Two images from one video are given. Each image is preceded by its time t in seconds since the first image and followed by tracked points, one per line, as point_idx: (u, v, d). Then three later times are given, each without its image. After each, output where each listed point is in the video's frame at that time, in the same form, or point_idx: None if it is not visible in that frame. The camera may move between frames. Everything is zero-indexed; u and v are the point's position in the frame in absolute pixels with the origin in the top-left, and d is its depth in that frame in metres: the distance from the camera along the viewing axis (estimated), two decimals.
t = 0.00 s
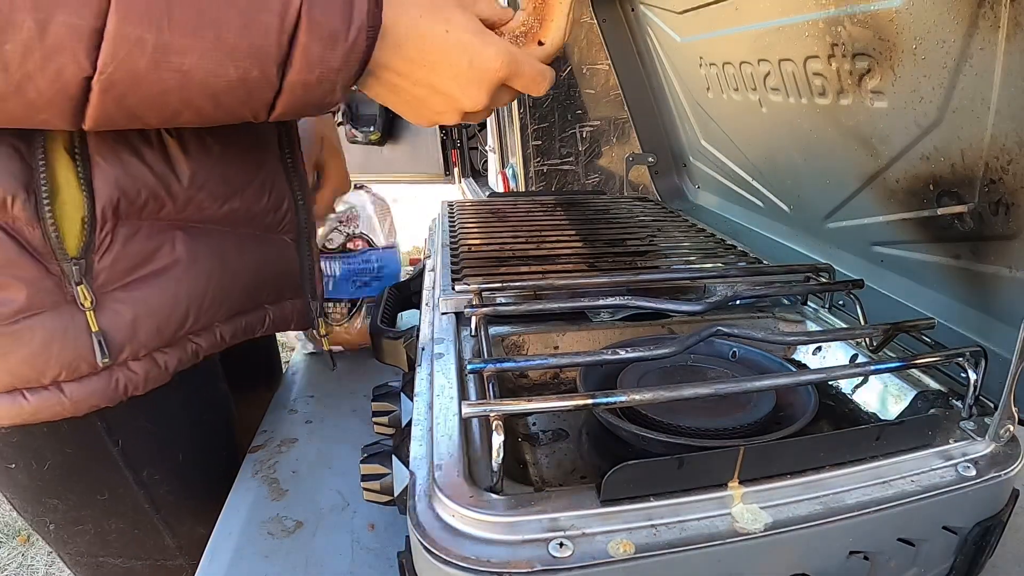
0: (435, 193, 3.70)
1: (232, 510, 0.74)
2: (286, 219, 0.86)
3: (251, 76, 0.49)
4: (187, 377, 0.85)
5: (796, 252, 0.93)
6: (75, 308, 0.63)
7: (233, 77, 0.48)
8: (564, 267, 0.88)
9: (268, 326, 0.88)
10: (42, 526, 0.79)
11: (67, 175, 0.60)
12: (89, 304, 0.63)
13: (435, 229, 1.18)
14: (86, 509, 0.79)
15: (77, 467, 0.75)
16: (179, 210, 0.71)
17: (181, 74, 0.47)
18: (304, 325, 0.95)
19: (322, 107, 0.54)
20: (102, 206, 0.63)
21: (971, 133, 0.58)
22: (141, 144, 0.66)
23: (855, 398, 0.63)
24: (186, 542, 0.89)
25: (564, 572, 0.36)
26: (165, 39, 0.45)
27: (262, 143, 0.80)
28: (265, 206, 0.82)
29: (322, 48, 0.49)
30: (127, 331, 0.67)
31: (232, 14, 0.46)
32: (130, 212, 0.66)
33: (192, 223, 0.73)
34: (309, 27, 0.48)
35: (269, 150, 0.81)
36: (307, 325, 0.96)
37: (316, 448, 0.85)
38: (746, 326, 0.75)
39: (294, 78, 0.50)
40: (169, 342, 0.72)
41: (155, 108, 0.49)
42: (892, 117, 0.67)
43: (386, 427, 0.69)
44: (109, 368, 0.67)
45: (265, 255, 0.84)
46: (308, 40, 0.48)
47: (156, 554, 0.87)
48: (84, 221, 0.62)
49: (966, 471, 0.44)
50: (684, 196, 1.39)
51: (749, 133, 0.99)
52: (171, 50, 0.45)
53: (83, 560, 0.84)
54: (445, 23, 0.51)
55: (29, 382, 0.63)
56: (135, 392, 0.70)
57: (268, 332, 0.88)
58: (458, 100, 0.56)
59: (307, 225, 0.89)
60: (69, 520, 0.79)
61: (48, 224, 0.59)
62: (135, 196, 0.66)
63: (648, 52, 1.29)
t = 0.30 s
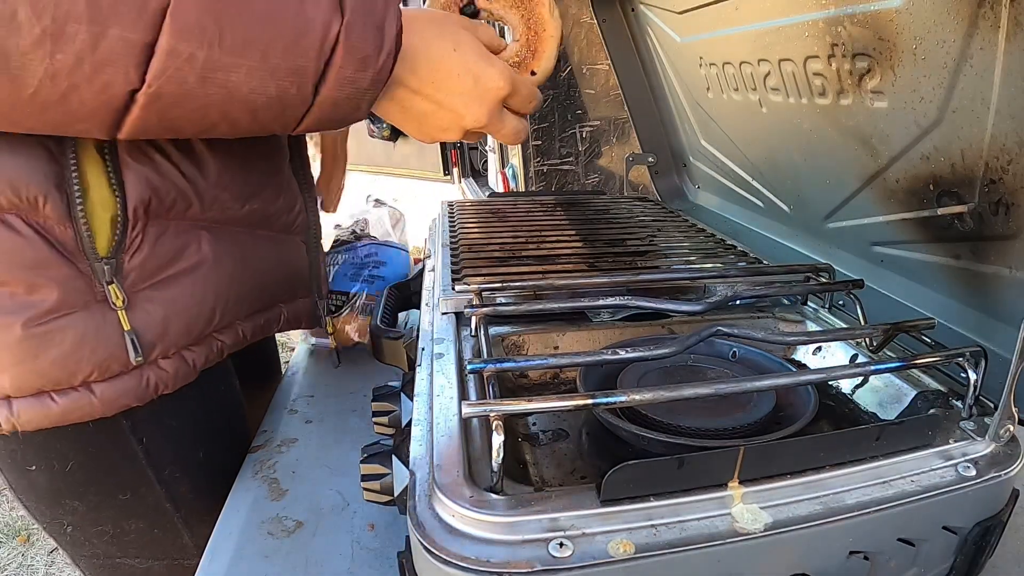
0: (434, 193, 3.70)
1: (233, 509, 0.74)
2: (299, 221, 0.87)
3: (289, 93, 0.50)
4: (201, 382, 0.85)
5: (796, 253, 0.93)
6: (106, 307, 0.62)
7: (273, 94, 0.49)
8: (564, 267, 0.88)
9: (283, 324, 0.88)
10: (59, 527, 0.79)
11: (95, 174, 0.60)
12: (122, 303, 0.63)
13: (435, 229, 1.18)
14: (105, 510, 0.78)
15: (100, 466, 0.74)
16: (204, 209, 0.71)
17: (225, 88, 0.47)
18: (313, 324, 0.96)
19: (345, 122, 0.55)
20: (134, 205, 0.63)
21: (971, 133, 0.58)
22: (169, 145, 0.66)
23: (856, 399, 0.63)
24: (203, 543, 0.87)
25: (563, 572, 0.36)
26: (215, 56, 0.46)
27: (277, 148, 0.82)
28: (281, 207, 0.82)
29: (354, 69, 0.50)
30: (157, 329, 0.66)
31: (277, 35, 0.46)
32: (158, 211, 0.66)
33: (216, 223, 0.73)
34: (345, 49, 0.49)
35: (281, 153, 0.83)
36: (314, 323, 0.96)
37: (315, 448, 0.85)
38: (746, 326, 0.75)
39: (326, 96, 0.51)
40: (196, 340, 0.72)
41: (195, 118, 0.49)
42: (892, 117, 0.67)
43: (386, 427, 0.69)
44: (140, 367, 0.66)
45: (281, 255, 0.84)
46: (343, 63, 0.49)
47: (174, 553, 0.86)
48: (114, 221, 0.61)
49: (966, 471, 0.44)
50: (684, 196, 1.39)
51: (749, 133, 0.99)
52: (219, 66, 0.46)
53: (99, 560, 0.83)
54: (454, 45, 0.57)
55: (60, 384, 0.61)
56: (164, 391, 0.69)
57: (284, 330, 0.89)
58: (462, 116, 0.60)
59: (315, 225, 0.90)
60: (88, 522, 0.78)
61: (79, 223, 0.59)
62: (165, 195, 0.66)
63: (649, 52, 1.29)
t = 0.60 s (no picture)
0: (433, 193, 3.70)
1: (232, 509, 0.74)
2: (304, 212, 0.86)
3: (303, 78, 0.49)
4: (204, 380, 0.85)
5: (796, 252, 0.93)
6: (117, 300, 0.63)
7: (290, 78, 0.49)
8: (564, 267, 0.88)
9: (288, 316, 0.87)
10: (61, 526, 0.78)
11: (102, 168, 0.60)
12: (132, 296, 0.63)
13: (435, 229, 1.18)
14: (108, 508, 0.78)
15: (103, 462, 0.74)
16: (213, 201, 0.71)
17: (245, 72, 0.47)
18: (318, 317, 0.95)
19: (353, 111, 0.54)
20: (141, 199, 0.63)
21: (971, 133, 0.58)
22: (174, 139, 0.66)
23: (856, 398, 0.63)
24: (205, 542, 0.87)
25: (563, 572, 0.36)
26: (238, 39, 0.46)
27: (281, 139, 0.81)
28: (287, 198, 0.82)
29: (362, 55, 0.50)
30: (167, 322, 0.66)
31: (292, 20, 0.47)
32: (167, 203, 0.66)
33: (226, 213, 0.73)
34: (355, 33, 0.49)
35: (286, 146, 0.82)
36: (320, 316, 0.95)
37: (316, 447, 0.85)
38: (746, 326, 0.75)
39: (337, 81, 0.51)
40: (205, 333, 0.72)
41: (211, 105, 0.49)
42: (892, 117, 0.67)
43: (386, 426, 0.68)
44: (151, 359, 0.66)
45: (289, 247, 0.84)
46: (353, 48, 0.49)
47: (175, 552, 0.86)
48: (122, 216, 0.62)
49: (966, 471, 0.44)
50: (684, 196, 1.39)
51: (748, 133, 0.99)
52: (240, 49, 0.46)
53: (101, 560, 0.83)
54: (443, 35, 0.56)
55: (72, 378, 0.61)
56: (174, 383, 0.69)
57: (289, 323, 0.88)
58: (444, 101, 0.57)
59: (318, 219, 0.90)
60: (90, 519, 0.78)
61: (89, 218, 0.59)
62: (172, 189, 0.66)
63: (649, 52, 1.29)
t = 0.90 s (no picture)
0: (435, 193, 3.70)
1: (232, 510, 0.74)
2: (307, 210, 0.83)
3: (272, 73, 0.49)
4: (199, 380, 0.85)
5: (797, 253, 0.93)
6: (95, 300, 0.62)
7: (256, 73, 0.48)
8: (564, 267, 0.88)
9: (290, 318, 0.86)
10: (55, 526, 0.78)
11: (81, 166, 0.59)
12: (109, 295, 0.62)
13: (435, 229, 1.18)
14: (99, 509, 0.78)
15: (95, 463, 0.74)
16: (198, 198, 0.69)
17: (208, 65, 0.46)
18: (327, 319, 0.93)
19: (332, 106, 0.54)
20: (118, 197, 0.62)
21: (971, 133, 0.58)
22: (155, 135, 0.65)
23: (855, 398, 0.63)
24: (198, 543, 0.88)
25: (564, 572, 0.36)
26: (198, 30, 0.45)
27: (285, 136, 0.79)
28: (283, 194, 0.79)
29: (336, 50, 0.50)
30: (147, 323, 0.65)
31: (258, 13, 0.47)
32: (146, 201, 0.65)
33: (212, 210, 0.71)
34: (327, 28, 0.49)
35: (286, 140, 0.79)
36: (330, 318, 0.94)
37: (316, 447, 0.85)
38: (745, 326, 0.75)
39: (308, 77, 0.50)
40: (189, 333, 0.71)
41: (180, 101, 0.48)
42: (892, 117, 0.67)
43: (386, 427, 0.68)
44: (130, 360, 0.66)
45: (286, 246, 0.81)
46: (325, 41, 0.49)
47: (169, 553, 0.86)
48: (101, 214, 0.61)
49: (966, 471, 0.44)
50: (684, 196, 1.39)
51: (749, 133, 0.99)
52: (202, 41, 0.45)
53: (95, 560, 0.83)
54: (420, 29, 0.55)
55: (51, 377, 0.61)
56: (156, 383, 0.69)
57: (290, 324, 0.86)
58: (417, 101, 0.58)
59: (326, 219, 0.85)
60: (83, 520, 0.78)
61: (65, 216, 0.58)
62: (151, 186, 0.65)
63: (649, 52, 1.29)
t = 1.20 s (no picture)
0: (435, 193, 3.71)
1: (232, 509, 0.74)
2: (309, 207, 0.83)
3: (279, 83, 0.49)
4: (203, 381, 0.85)
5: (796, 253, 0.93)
6: (104, 297, 0.62)
7: (264, 83, 0.48)
8: (564, 267, 0.88)
9: (293, 313, 0.86)
10: (58, 520, 0.79)
11: (90, 165, 0.59)
12: (119, 292, 0.62)
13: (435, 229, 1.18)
14: (103, 505, 0.78)
15: (98, 460, 0.74)
16: (204, 196, 0.69)
17: (217, 74, 0.46)
18: (326, 313, 0.94)
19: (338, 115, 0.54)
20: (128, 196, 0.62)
21: (971, 133, 0.58)
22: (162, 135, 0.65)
23: (856, 398, 0.63)
24: (200, 540, 0.88)
25: (564, 572, 0.36)
26: (209, 40, 0.44)
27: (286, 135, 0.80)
28: (288, 191, 0.79)
29: (343, 61, 0.50)
30: (156, 319, 0.65)
31: (268, 22, 0.46)
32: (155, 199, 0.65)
33: (219, 207, 0.72)
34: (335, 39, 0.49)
35: (289, 139, 0.80)
36: (329, 313, 0.95)
37: (316, 447, 0.85)
38: (745, 326, 0.75)
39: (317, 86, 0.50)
40: (197, 328, 0.71)
41: (187, 107, 0.48)
42: (892, 116, 0.67)
43: (386, 427, 0.68)
44: (139, 355, 0.66)
45: (289, 242, 0.82)
46: (332, 53, 0.49)
47: (172, 550, 0.86)
48: (111, 212, 0.61)
49: (966, 471, 0.44)
50: (684, 196, 1.39)
51: (748, 133, 0.99)
52: (212, 51, 0.45)
53: (98, 556, 0.83)
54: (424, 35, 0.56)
55: (60, 374, 0.61)
56: (164, 379, 0.69)
57: (293, 319, 0.87)
58: (422, 103, 0.58)
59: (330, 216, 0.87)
60: (86, 515, 0.78)
61: (75, 214, 0.58)
62: (160, 184, 0.65)
63: (649, 53, 1.30)
